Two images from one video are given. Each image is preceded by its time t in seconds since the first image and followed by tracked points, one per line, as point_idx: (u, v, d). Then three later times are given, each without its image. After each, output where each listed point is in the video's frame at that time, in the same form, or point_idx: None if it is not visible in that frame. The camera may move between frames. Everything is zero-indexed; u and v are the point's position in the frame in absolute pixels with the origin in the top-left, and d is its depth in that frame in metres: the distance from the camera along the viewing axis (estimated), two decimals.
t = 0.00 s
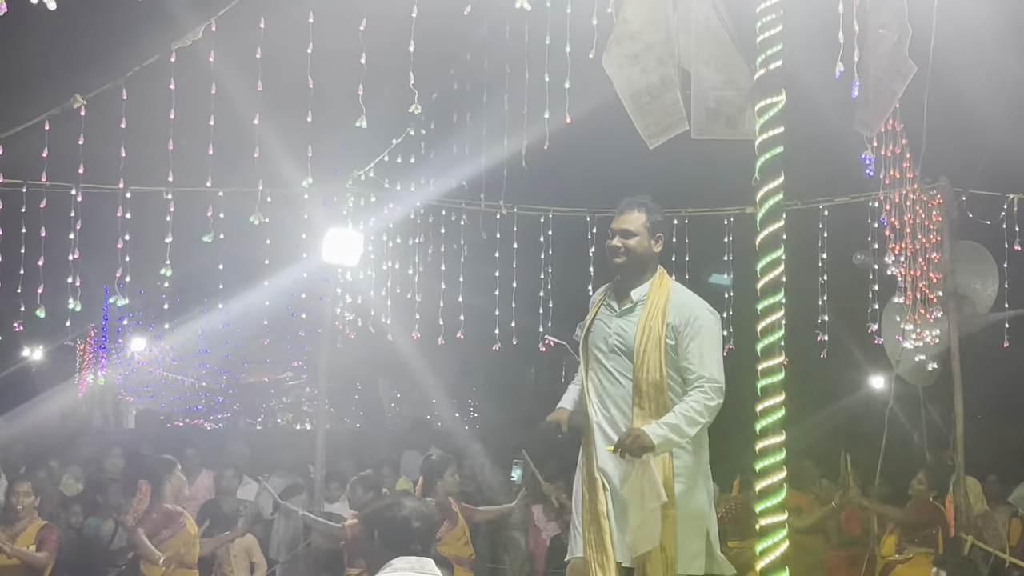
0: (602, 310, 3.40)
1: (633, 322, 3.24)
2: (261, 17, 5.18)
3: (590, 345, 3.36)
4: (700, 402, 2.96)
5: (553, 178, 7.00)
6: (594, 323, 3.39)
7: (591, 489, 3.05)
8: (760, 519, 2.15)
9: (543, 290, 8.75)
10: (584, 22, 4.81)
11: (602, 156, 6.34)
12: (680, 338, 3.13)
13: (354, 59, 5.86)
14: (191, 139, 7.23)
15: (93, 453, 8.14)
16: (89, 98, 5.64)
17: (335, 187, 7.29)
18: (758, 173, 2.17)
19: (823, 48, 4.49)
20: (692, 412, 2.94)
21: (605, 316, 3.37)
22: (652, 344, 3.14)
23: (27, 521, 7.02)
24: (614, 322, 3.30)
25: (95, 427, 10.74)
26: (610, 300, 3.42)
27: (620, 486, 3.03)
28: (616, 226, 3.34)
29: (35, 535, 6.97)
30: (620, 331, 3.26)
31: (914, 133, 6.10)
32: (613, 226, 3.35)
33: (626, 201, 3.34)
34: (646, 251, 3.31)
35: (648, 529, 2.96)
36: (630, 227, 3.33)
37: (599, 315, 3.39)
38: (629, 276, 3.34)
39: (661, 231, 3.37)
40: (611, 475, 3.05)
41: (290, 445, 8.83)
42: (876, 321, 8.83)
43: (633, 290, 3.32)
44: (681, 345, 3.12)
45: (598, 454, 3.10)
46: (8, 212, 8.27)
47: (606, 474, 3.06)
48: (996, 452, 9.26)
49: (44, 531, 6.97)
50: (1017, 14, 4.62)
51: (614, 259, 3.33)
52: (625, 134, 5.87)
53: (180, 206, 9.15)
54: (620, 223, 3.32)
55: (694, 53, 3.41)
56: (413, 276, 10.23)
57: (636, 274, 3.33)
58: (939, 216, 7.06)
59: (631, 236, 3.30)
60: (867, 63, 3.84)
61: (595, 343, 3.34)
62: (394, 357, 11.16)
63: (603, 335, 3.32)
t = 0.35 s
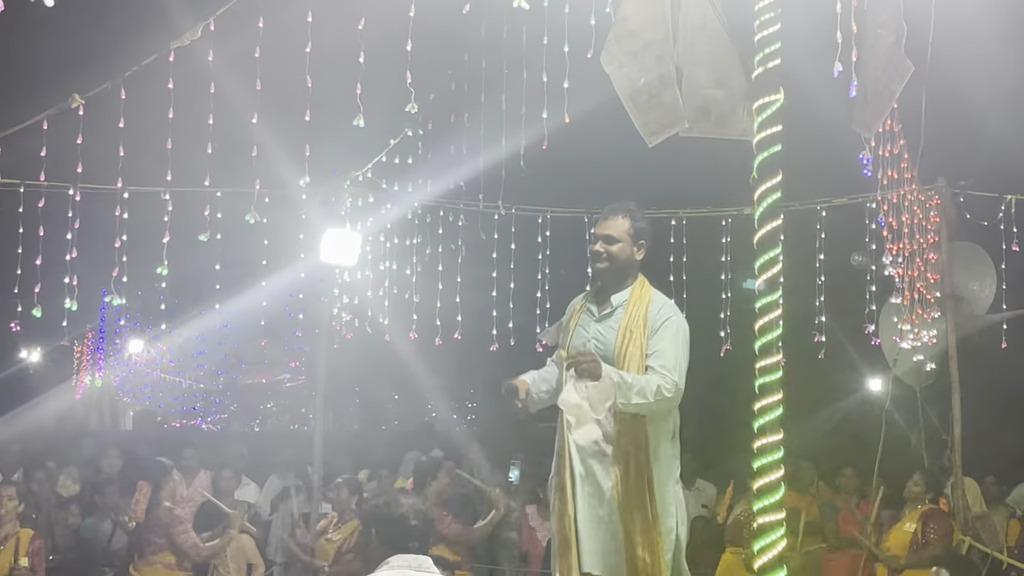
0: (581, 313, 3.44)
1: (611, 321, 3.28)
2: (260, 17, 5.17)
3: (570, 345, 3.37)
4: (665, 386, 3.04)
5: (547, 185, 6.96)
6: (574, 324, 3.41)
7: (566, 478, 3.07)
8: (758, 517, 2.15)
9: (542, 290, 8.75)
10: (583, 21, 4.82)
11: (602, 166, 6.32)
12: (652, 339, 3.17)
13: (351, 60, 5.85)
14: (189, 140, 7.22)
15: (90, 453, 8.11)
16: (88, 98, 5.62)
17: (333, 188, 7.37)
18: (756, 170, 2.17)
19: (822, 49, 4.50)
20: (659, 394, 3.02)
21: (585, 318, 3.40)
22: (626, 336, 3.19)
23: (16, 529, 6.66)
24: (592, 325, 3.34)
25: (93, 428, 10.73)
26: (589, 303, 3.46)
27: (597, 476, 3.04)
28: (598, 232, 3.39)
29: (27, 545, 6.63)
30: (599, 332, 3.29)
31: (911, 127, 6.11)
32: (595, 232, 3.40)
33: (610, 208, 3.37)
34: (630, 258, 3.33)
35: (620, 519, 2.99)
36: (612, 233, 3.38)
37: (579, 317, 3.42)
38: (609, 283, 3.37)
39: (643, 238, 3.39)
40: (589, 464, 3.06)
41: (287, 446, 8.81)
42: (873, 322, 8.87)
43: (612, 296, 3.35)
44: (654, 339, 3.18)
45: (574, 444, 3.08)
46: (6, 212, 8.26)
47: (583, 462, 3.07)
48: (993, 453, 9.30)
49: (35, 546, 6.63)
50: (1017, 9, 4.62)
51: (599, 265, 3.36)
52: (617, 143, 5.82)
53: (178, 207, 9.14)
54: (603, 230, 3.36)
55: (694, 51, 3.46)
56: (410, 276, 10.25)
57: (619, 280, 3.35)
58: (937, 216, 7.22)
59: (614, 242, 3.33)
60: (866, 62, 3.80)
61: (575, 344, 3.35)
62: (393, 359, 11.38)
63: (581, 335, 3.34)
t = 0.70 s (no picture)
0: (559, 309, 3.90)
1: (593, 314, 3.78)
2: (257, 18, 5.16)
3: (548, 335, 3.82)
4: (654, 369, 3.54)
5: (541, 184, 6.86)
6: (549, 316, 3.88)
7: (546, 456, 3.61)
8: (756, 520, 2.14)
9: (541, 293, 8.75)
10: (580, 22, 4.81)
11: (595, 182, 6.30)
12: (636, 328, 3.72)
13: (350, 63, 5.87)
14: (187, 143, 7.21)
15: (88, 456, 8.09)
16: (85, 100, 5.60)
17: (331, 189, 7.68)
18: (754, 173, 2.16)
19: (819, 52, 4.52)
20: (651, 375, 3.52)
21: (564, 311, 3.87)
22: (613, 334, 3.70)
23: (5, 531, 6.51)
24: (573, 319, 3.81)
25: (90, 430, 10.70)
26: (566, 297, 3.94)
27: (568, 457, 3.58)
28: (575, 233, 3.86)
29: (23, 541, 6.58)
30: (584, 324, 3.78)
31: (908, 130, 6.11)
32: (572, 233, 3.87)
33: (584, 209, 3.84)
34: (606, 254, 3.84)
35: (586, 495, 3.51)
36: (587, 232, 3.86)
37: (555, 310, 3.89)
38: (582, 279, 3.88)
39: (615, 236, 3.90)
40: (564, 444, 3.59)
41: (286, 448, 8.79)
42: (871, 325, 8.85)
43: (590, 290, 3.86)
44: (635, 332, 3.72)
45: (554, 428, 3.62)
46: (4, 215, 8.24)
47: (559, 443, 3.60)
48: (992, 456, 9.29)
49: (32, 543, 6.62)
50: (1014, 11, 4.62)
51: (575, 263, 3.85)
52: (615, 148, 5.82)
53: (176, 209, 9.13)
54: (578, 229, 3.85)
55: (691, 53, 3.48)
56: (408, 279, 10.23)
57: (592, 276, 3.85)
58: (935, 220, 7.29)
59: (589, 239, 3.81)
60: (863, 63, 3.80)
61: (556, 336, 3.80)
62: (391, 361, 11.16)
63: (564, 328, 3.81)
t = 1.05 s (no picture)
0: (546, 316, 3.46)
1: (586, 327, 3.36)
2: (256, 19, 5.16)
3: (539, 350, 3.37)
4: (660, 407, 3.18)
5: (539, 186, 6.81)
6: (539, 326, 3.42)
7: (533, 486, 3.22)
8: (754, 523, 2.13)
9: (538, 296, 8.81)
10: (580, 24, 4.81)
11: (597, 184, 6.35)
12: (635, 348, 3.34)
13: (349, 66, 5.87)
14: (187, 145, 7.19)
15: (86, 458, 8.05)
16: (85, 101, 5.60)
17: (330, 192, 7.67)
18: (753, 176, 2.16)
19: (817, 53, 4.53)
20: (661, 417, 3.16)
21: (553, 321, 3.43)
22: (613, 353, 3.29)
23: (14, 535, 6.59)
24: (566, 331, 3.38)
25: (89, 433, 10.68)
26: (554, 300, 3.51)
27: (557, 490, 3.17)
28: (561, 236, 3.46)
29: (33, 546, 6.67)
30: (578, 339, 3.34)
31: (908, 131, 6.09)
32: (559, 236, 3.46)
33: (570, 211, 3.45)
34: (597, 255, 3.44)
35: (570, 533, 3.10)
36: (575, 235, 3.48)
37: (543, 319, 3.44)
38: (570, 285, 3.48)
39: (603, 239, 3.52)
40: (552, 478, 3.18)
41: (285, 450, 8.76)
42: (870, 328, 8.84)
43: (581, 298, 3.45)
44: (636, 352, 3.35)
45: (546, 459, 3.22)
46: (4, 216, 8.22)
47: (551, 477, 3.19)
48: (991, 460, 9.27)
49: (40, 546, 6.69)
50: (1013, 9, 4.59)
51: (565, 267, 3.44)
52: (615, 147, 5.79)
53: (176, 211, 9.12)
54: (567, 233, 3.44)
55: (691, 56, 3.50)
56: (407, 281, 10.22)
57: (583, 282, 3.46)
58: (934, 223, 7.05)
59: (582, 243, 3.42)
60: (862, 66, 3.81)
61: (548, 353, 3.34)
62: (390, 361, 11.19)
63: (555, 342, 3.36)
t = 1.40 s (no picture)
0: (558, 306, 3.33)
1: (597, 326, 3.23)
2: (255, 21, 5.15)
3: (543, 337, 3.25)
4: (660, 417, 3.02)
5: (538, 187, 6.81)
6: (549, 313, 3.30)
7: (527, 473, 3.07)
8: (751, 524, 2.13)
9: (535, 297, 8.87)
10: (578, 27, 4.83)
11: (595, 187, 6.39)
12: (642, 354, 3.20)
13: (347, 68, 5.87)
14: (185, 147, 7.18)
15: (84, 460, 8.01)
16: (83, 103, 5.59)
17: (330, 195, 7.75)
18: (749, 179, 2.17)
19: (814, 55, 4.54)
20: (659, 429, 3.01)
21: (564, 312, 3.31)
22: (620, 355, 3.13)
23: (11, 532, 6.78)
24: (575, 324, 3.26)
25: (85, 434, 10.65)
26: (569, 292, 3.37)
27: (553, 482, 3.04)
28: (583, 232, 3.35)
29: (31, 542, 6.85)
30: (587, 335, 3.21)
31: (906, 134, 6.08)
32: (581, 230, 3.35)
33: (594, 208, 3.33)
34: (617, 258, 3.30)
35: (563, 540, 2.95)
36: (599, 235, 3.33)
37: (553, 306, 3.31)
38: (583, 281, 3.34)
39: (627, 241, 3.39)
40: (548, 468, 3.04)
41: (283, 453, 8.73)
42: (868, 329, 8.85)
43: (596, 296, 3.32)
44: (642, 359, 3.19)
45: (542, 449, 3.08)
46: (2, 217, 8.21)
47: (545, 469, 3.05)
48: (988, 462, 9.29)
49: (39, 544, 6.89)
50: (1007, 13, 4.60)
51: (587, 267, 3.30)
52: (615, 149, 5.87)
53: (173, 212, 9.10)
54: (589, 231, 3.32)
55: (690, 61, 3.50)
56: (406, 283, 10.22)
57: (603, 282, 3.32)
58: (932, 224, 7.29)
59: (604, 243, 3.28)
60: (861, 69, 3.82)
61: (554, 342, 3.22)
62: (388, 363, 11.20)
63: (562, 332, 3.24)
